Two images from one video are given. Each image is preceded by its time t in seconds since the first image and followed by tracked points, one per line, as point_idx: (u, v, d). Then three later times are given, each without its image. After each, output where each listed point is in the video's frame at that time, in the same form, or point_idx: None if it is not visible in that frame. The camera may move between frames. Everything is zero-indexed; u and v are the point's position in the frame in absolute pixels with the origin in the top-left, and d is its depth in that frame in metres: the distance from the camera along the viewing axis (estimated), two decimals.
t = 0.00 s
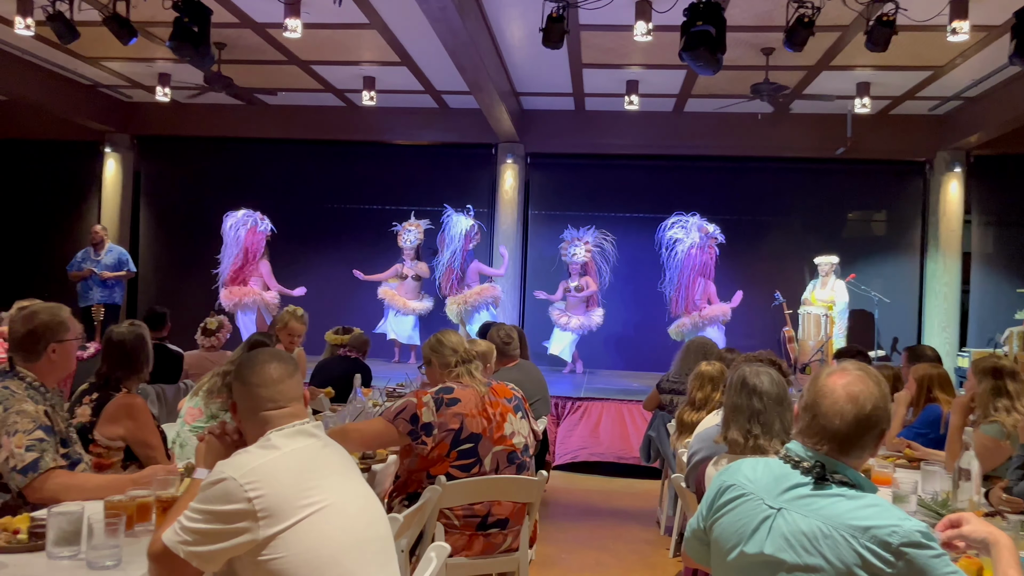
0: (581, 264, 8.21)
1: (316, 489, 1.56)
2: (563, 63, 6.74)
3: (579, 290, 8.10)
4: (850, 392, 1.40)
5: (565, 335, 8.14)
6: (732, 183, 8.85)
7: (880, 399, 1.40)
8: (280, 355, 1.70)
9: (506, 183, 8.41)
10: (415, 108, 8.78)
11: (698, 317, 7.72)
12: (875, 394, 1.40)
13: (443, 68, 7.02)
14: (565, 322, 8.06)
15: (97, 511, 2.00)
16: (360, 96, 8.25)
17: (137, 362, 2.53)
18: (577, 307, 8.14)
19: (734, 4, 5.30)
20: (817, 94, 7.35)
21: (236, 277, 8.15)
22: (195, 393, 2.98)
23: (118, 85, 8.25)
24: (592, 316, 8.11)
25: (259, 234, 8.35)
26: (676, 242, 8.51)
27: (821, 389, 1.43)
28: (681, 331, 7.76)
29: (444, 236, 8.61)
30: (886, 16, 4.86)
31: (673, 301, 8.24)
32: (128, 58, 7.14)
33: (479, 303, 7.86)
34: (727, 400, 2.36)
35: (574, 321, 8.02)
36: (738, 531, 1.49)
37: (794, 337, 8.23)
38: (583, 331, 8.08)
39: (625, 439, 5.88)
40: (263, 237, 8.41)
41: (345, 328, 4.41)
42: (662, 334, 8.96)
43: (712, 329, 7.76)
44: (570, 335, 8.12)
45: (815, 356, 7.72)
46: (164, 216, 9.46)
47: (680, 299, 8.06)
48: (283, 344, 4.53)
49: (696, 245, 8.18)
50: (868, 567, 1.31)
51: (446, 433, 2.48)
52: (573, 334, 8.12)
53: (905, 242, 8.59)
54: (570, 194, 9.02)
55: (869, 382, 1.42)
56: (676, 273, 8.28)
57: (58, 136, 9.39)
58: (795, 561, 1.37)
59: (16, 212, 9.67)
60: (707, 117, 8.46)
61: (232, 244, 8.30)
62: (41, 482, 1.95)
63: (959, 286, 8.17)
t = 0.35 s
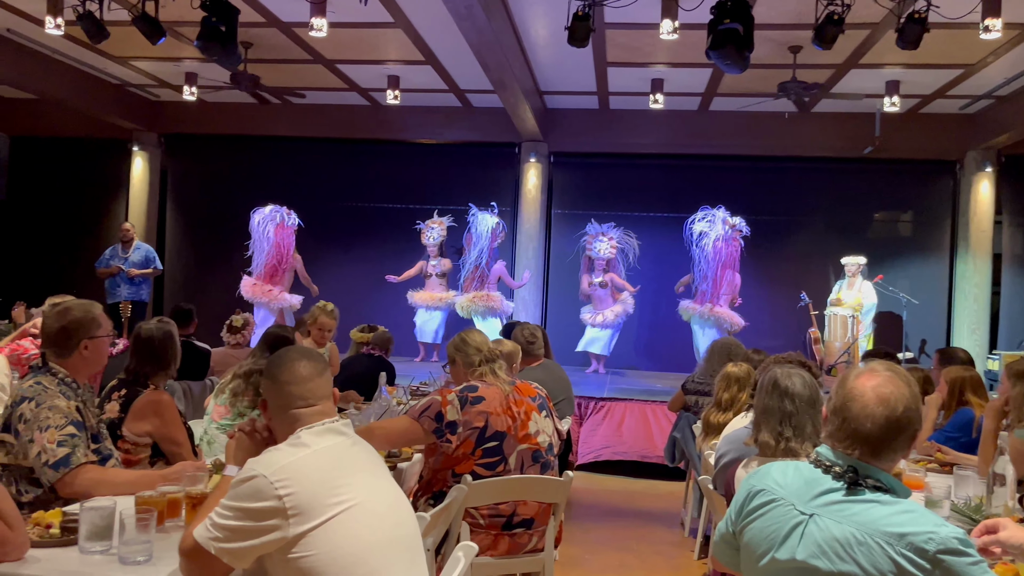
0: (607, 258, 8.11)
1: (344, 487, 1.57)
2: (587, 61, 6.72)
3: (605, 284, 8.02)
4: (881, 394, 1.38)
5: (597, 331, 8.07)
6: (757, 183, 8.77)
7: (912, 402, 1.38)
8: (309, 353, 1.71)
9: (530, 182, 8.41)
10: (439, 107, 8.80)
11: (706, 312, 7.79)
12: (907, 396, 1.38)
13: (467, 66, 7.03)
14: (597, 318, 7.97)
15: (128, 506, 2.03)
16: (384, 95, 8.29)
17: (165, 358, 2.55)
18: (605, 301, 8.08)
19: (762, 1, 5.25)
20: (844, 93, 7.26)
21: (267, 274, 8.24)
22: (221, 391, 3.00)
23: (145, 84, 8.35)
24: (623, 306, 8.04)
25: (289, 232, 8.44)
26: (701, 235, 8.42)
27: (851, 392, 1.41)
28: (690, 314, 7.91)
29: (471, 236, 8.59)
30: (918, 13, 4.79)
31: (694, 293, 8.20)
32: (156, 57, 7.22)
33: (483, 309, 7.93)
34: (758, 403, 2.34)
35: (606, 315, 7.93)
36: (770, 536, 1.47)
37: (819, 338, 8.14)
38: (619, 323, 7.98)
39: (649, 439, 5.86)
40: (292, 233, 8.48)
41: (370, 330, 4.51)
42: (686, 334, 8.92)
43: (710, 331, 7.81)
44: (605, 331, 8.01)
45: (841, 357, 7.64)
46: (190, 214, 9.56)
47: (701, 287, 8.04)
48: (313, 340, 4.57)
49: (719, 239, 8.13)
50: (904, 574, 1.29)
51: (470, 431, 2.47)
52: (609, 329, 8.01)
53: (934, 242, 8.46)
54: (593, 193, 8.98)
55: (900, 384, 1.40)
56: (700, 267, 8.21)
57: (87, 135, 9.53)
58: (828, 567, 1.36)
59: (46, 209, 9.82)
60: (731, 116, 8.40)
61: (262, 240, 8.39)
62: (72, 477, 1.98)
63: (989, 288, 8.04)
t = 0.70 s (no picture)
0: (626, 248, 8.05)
1: (361, 483, 1.57)
2: (600, 58, 6.70)
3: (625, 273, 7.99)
4: (902, 391, 1.37)
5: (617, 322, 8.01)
6: (770, 180, 8.72)
7: (934, 398, 1.37)
8: (326, 349, 1.72)
9: (542, 179, 8.40)
10: (451, 105, 8.81)
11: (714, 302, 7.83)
12: (929, 392, 1.37)
13: (480, 64, 7.03)
14: (617, 308, 7.89)
15: (145, 501, 2.05)
16: (396, 93, 8.30)
17: (178, 354, 2.56)
18: (623, 292, 8.03)
19: None
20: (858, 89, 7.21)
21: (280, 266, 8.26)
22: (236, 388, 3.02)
23: (159, 82, 8.40)
24: (640, 296, 7.98)
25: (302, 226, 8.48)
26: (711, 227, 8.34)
27: (872, 389, 1.40)
28: (698, 306, 7.93)
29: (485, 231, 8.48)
30: (935, 8, 4.74)
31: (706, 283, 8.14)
32: (170, 56, 7.26)
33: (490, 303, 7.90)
34: (773, 400, 2.33)
35: (625, 305, 7.88)
36: (789, 533, 1.46)
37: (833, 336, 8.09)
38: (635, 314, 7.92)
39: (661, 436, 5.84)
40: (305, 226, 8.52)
41: (382, 326, 4.52)
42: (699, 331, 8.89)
43: (729, 323, 7.86)
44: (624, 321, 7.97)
45: (856, 356, 7.58)
46: (203, 211, 9.61)
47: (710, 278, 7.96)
48: (324, 336, 4.59)
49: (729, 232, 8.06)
50: (924, 572, 1.28)
51: (483, 427, 2.47)
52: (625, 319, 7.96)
53: (950, 240, 8.39)
54: (606, 190, 8.95)
55: (922, 380, 1.39)
56: (709, 256, 8.17)
57: (101, 133, 9.60)
58: (847, 565, 1.35)
59: (62, 207, 9.90)
60: (744, 113, 8.36)
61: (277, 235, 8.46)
62: (90, 471, 2.00)
63: (1006, 285, 7.97)
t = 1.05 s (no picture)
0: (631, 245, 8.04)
1: (358, 480, 1.57)
2: (598, 55, 6.70)
3: (631, 269, 7.94)
4: (896, 387, 1.37)
5: (620, 320, 7.93)
6: (768, 176, 8.72)
7: (927, 394, 1.37)
8: (322, 346, 1.72)
9: (540, 175, 8.39)
10: (449, 101, 8.80)
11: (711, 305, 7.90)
12: (922, 388, 1.37)
13: (477, 61, 7.03)
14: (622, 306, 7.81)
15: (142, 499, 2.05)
16: (394, 90, 8.29)
17: (164, 350, 2.57)
18: (628, 291, 8.01)
19: None
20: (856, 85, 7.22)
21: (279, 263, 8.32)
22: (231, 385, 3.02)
23: (156, 80, 8.38)
24: (642, 300, 7.96)
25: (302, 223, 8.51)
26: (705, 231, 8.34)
27: (866, 385, 1.40)
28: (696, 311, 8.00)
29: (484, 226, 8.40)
30: (931, 3, 4.74)
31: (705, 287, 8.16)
32: (167, 53, 7.25)
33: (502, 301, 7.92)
34: (769, 396, 2.32)
35: (628, 305, 7.81)
36: (783, 529, 1.46)
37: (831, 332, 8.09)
38: (637, 313, 7.88)
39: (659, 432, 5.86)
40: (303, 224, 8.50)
41: (380, 323, 4.51)
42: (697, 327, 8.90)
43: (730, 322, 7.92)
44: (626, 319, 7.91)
45: (854, 351, 7.59)
46: (201, 209, 9.60)
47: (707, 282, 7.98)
48: (320, 333, 4.59)
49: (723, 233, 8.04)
50: (918, 567, 1.28)
51: (474, 423, 2.48)
52: (627, 318, 7.90)
53: (947, 235, 8.40)
54: (604, 186, 8.95)
55: (916, 376, 1.39)
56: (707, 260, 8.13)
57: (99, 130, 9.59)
58: (841, 561, 1.35)
59: (59, 206, 9.89)
60: (742, 109, 8.36)
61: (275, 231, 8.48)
62: (86, 469, 2.00)
63: (1003, 281, 7.98)
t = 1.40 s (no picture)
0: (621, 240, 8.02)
1: (341, 476, 1.57)
2: (586, 51, 6.70)
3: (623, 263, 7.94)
4: (875, 379, 1.38)
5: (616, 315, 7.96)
6: (756, 171, 8.75)
7: (906, 386, 1.38)
8: (305, 342, 1.71)
9: (528, 171, 8.39)
10: (437, 97, 8.78)
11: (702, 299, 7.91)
12: (901, 381, 1.38)
13: (465, 57, 7.01)
14: (610, 302, 7.85)
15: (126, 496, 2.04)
16: (381, 85, 8.26)
17: (155, 348, 2.55)
18: (619, 285, 7.99)
19: None
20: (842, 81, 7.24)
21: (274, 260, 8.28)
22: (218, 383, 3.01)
23: (142, 76, 8.33)
24: (634, 292, 7.98)
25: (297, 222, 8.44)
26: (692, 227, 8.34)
27: (846, 378, 1.41)
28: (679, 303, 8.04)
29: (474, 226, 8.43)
30: None
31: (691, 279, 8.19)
32: (152, 48, 7.20)
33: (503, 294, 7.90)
34: (751, 390, 2.34)
35: (618, 298, 7.84)
36: (765, 521, 1.47)
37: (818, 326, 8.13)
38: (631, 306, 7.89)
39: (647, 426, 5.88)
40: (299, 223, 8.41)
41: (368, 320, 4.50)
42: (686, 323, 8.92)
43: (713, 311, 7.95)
44: (619, 314, 7.92)
45: (840, 346, 7.64)
46: (189, 205, 9.55)
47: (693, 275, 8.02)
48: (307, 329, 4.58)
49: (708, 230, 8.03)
50: (897, 558, 1.29)
51: (449, 414, 2.50)
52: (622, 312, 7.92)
53: (934, 229, 8.46)
54: (593, 182, 8.96)
55: (895, 369, 1.40)
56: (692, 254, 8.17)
57: (85, 126, 9.52)
58: (822, 552, 1.36)
59: (45, 202, 9.81)
60: (730, 105, 8.38)
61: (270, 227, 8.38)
62: (70, 467, 1.98)
63: (988, 275, 8.04)
